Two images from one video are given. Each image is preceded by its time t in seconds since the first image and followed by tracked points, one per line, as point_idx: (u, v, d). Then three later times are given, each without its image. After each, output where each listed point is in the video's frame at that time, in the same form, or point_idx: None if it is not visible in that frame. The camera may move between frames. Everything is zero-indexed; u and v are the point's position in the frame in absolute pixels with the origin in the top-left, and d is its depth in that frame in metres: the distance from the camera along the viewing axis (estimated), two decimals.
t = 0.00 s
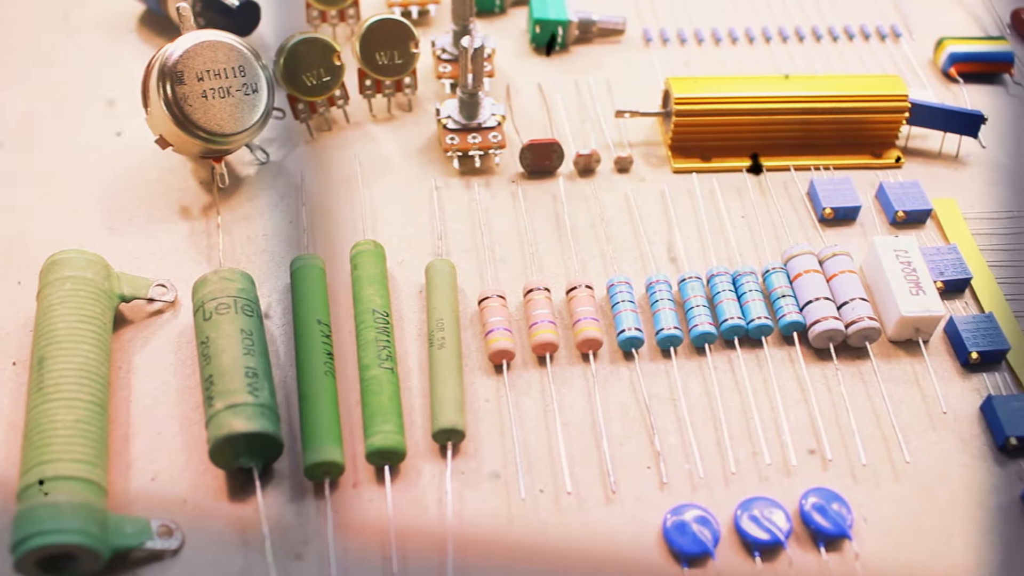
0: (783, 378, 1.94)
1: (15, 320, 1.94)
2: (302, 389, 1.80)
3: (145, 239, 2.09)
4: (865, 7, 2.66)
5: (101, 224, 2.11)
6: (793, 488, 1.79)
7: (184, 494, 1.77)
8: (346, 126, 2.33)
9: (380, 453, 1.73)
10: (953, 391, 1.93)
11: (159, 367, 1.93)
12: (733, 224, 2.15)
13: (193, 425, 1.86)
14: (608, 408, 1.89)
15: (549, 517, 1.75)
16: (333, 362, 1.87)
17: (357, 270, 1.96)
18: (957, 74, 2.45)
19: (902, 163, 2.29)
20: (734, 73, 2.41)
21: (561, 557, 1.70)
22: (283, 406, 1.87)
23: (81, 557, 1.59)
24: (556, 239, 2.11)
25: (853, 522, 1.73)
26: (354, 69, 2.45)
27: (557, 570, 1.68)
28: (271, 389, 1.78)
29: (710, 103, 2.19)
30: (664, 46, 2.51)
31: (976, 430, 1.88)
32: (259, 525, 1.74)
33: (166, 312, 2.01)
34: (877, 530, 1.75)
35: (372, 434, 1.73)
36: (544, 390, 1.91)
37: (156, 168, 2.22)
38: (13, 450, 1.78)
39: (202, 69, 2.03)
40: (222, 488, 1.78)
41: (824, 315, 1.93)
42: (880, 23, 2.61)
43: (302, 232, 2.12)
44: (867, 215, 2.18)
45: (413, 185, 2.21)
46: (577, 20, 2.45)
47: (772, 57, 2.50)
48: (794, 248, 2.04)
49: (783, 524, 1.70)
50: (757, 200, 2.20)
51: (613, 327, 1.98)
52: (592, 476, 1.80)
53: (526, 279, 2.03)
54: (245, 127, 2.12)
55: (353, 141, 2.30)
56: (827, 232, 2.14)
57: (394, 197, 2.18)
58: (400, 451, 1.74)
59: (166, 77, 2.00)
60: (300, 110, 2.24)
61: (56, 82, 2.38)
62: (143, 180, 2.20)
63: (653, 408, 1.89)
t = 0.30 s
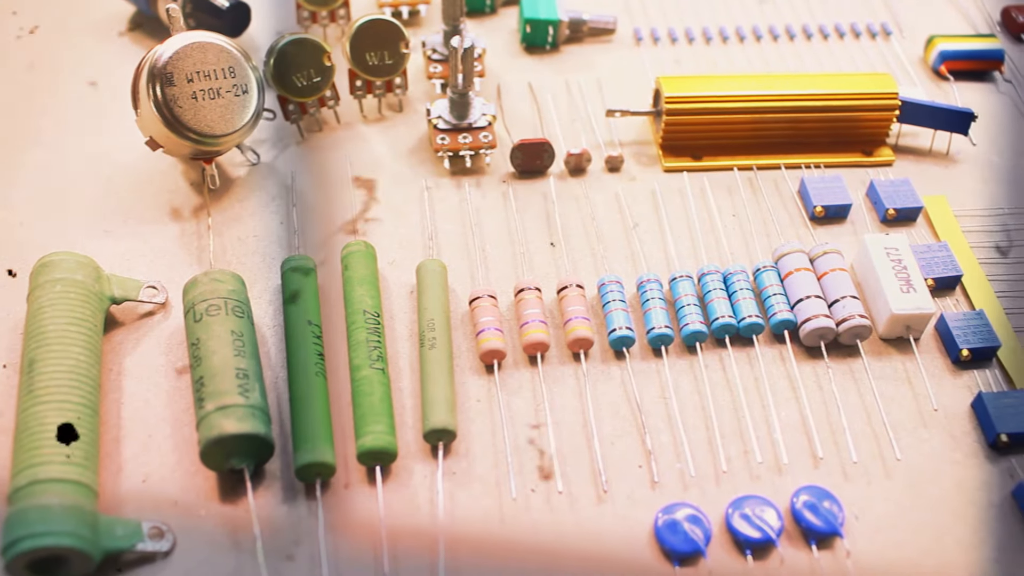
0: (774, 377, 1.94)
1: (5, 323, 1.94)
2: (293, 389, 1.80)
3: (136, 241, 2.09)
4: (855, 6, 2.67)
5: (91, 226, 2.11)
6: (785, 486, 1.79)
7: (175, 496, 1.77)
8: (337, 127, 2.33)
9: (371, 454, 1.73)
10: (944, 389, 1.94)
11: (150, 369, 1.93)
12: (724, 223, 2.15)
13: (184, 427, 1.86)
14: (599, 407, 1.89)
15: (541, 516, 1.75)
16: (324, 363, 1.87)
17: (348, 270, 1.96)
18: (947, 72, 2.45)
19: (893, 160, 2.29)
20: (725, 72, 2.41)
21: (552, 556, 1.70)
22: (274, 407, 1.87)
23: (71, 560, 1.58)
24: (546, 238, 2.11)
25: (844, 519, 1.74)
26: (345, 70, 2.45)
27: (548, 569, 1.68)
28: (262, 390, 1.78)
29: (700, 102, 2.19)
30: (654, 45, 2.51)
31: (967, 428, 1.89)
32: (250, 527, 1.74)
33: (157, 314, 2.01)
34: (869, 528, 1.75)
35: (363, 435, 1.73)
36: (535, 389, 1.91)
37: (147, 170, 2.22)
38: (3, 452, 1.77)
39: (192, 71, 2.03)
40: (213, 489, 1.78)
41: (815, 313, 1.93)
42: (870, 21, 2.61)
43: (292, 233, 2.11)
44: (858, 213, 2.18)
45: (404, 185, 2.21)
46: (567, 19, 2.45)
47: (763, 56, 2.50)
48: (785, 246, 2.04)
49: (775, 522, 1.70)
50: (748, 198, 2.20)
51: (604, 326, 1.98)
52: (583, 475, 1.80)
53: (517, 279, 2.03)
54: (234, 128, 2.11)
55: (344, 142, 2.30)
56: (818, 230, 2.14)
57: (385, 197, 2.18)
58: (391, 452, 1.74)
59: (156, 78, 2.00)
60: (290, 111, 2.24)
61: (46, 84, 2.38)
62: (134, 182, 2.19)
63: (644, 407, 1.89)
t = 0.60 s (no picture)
0: (766, 375, 1.94)
1: None
2: (284, 391, 1.80)
3: (127, 243, 2.08)
4: (846, 4, 2.67)
5: (82, 228, 2.10)
6: (776, 484, 1.79)
7: (167, 498, 1.77)
8: (328, 128, 2.33)
9: (362, 454, 1.73)
10: (936, 386, 1.94)
11: (141, 370, 1.93)
12: (715, 222, 2.15)
13: (175, 428, 1.86)
14: (591, 407, 1.89)
15: (533, 516, 1.75)
16: (315, 364, 1.86)
17: (340, 271, 1.96)
18: (938, 70, 2.46)
19: (884, 158, 2.29)
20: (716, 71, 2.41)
21: (544, 556, 1.70)
22: (265, 409, 1.87)
23: (62, 562, 1.58)
24: (538, 238, 2.11)
25: (835, 517, 1.74)
26: (336, 70, 2.45)
27: (540, 569, 1.68)
28: (253, 391, 1.78)
29: (691, 101, 2.19)
30: (646, 44, 2.52)
31: (958, 425, 1.89)
32: (242, 528, 1.74)
33: (148, 315, 2.00)
34: (860, 526, 1.75)
35: (355, 436, 1.73)
36: (527, 389, 1.91)
37: (138, 171, 2.22)
38: None
39: (182, 72, 2.03)
40: (205, 491, 1.78)
41: (806, 311, 1.93)
42: (861, 20, 2.61)
43: (283, 233, 2.11)
44: (849, 211, 2.19)
45: (395, 186, 2.21)
46: (558, 19, 2.45)
47: (754, 54, 2.50)
48: (776, 245, 2.04)
49: (767, 521, 1.70)
50: (739, 197, 2.20)
51: (596, 325, 1.98)
52: (575, 475, 1.79)
53: (509, 278, 2.03)
54: (225, 129, 2.11)
55: (335, 143, 2.29)
56: (809, 229, 2.14)
57: (376, 198, 2.18)
58: (383, 452, 1.74)
59: (146, 80, 2.00)
60: (281, 112, 2.24)
61: (37, 86, 2.37)
62: (125, 183, 2.19)
63: (635, 406, 1.88)
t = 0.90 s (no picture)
0: (755, 373, 1.94)
1: None
2: (273, 392, 1.80)
3: (115, 245, 2.08)
4: (834, 2, 2.67)
5: (70, 231, 2.10)
6: (766, 482, 1.79)
7: (156, 501, 1.76)
8: (317, 129, 2.33)
9: (351, 455, 1.73)
10: (925, 383, 1.94)
11: (130, 373, 1.93)
12: (704, 220, 2.15)
13: (165, 430, 1.86)
14: (580, 406, 1.89)
15: (522, 515, 1.75)
16: (304, 365, 1.86)
17: (328, 272, 1.96)
18: (926, 67, 2.46)
19: (873, 156, 2.29)
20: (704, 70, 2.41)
21: (534, 555, 1.70)
22: (254, 410, 1.86)
23: (51, 566, 1.58)
24: (527, 237, 2.11)
25: (825, 515, 1.74)
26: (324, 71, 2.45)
27: (530, 568, 1.68)
28: (241, 393, 1.78)
29: (679, 99, 2.19)
30: (634, 43, 2.52)
31: (947, 422, 1.89)
32: (231, 530, 1.73)
33: (137, 318, 2.00)
34: (850, 523, 1.75)
35: (344, 437, 1.73)
36: (516, 389, 1.91)
37: (127, 174, 2.21)
38: None
39: (170, 74, 2.03)
40: (194, 493, 1.78)
41: (795, 309, 1.93)
42: (849, 17, 2.61)
43: (272, 235, 2.11)
44: (838, 208, 2.19)
45: (384, 186, 2.21)
46: (546, 18, 2.45)
47: (742, 53, 2.51)
48: (765, 243, 2.05)
49: (756, 519, 1.71)
50: (728, 195, 2.20)
51: (585, 325, 1.98)
52: (565, 474, 1.79)
53: (497, 278, 2.03)
54: (213, 131, 2.11)
55: (324, 144, 2.29)
56: (798, 226, 2.14)
57: (365, 198, 2.18)
58: (372, 453, 1.74)
59: (133, 82, 1.99)
60: (269, 114, 2.24)
61: (25, 89, 2.37)
62: (114, 186, 2.19)
63: (625, 405, 1.88)
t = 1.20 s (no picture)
0: (743, 371, 1.94)
1: None
2: (260, 394, 1.80)
3: (103, 248, 2.08)
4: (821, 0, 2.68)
5: (57, 234, 2.09)
6: (754, 480, 1.79)
7: (144, 504, 1.76)
8: (304, 130, 2.32)
9: (339, 456, 1.73)
10: (912, 379, 1.94)
11: (118, 376, 1.92)
12: (692, 218, 2.15)
13: (153, 433, 1.85)
14: (568, 405, 1.89)
15: (511, 515, 1.74)
16: (291, 366, 1.86)
17: (316, 273, 1.95)
18: (913, 64, 2.47)
19: (860, 153, 2.30)
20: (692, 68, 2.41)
21: (523, 554, 1.70)
22: (242, 412, 1.86)
23: (39, 570, 1.57)
24: (514, 237, 2.11)
25: (813, 512, 1.74)
26: (312, 72, 2.44)
27: (519, 567, 1.68)
28: (229, 395, 1.78)
29: (666, 98, 2.19)
30: (622, 42, 2.52)
31: (935, 418, 1.89)
32: (219, 532, 1.73)
33: (125, 320, 2.00)
34: (838, 520, 1.75)
35: (331, 438, 1.73)
36: (504, 388, 1.91)
37: (114, 176, 2.21)
38: None
39: (156, 76, 2.02)
40: (182, 496, 1.77)
41: (782, 306, 1.93)
42: (837, 15, 2.62)
43: (260, 236, 2.11)
44: (826, 206, 2.19)
45: (372, 187, 2.20)
46: (533, 18, 2.45)
47: (730, 51, 2.51)
48: (752, 241, 2.05)
49: (744, 516, 1.71)
50: (715, 194, 2.20)
51: (572, 324, 1.98)
52: (553, 474, 1.79)
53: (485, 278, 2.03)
54: (200, 133, 2.11)
55: (311, 145, 2.29)
56: (785, 224, 2.14)
57: (353, 199, 2.18)
58: (360, 454, 1.74)
59: (119, 84, 1.99)
60: (256, 115, 2.23)
61: (11, 92, 2.36)
62: (101, 189, 2.18)
63: (613, 404, 1.88)
